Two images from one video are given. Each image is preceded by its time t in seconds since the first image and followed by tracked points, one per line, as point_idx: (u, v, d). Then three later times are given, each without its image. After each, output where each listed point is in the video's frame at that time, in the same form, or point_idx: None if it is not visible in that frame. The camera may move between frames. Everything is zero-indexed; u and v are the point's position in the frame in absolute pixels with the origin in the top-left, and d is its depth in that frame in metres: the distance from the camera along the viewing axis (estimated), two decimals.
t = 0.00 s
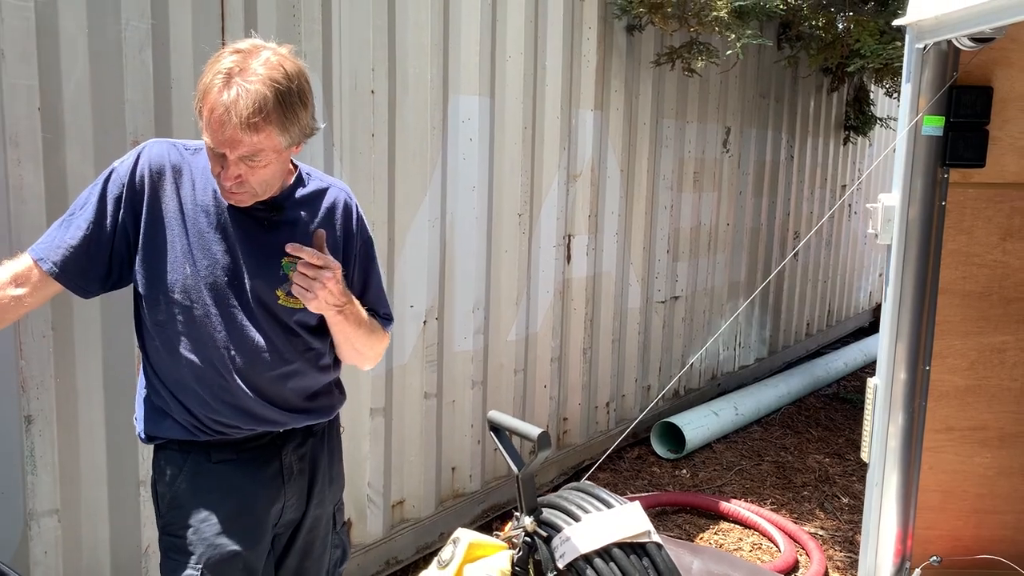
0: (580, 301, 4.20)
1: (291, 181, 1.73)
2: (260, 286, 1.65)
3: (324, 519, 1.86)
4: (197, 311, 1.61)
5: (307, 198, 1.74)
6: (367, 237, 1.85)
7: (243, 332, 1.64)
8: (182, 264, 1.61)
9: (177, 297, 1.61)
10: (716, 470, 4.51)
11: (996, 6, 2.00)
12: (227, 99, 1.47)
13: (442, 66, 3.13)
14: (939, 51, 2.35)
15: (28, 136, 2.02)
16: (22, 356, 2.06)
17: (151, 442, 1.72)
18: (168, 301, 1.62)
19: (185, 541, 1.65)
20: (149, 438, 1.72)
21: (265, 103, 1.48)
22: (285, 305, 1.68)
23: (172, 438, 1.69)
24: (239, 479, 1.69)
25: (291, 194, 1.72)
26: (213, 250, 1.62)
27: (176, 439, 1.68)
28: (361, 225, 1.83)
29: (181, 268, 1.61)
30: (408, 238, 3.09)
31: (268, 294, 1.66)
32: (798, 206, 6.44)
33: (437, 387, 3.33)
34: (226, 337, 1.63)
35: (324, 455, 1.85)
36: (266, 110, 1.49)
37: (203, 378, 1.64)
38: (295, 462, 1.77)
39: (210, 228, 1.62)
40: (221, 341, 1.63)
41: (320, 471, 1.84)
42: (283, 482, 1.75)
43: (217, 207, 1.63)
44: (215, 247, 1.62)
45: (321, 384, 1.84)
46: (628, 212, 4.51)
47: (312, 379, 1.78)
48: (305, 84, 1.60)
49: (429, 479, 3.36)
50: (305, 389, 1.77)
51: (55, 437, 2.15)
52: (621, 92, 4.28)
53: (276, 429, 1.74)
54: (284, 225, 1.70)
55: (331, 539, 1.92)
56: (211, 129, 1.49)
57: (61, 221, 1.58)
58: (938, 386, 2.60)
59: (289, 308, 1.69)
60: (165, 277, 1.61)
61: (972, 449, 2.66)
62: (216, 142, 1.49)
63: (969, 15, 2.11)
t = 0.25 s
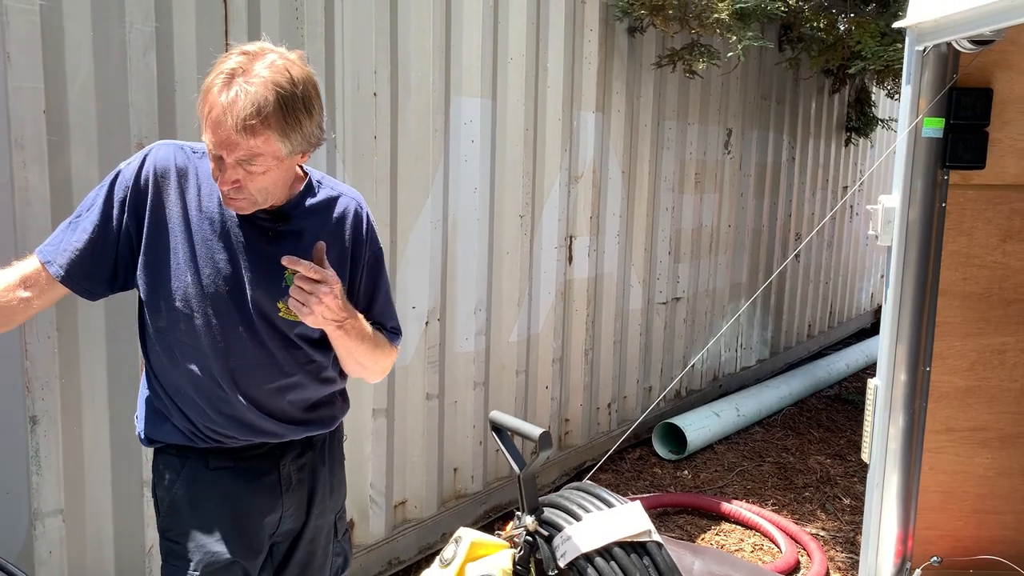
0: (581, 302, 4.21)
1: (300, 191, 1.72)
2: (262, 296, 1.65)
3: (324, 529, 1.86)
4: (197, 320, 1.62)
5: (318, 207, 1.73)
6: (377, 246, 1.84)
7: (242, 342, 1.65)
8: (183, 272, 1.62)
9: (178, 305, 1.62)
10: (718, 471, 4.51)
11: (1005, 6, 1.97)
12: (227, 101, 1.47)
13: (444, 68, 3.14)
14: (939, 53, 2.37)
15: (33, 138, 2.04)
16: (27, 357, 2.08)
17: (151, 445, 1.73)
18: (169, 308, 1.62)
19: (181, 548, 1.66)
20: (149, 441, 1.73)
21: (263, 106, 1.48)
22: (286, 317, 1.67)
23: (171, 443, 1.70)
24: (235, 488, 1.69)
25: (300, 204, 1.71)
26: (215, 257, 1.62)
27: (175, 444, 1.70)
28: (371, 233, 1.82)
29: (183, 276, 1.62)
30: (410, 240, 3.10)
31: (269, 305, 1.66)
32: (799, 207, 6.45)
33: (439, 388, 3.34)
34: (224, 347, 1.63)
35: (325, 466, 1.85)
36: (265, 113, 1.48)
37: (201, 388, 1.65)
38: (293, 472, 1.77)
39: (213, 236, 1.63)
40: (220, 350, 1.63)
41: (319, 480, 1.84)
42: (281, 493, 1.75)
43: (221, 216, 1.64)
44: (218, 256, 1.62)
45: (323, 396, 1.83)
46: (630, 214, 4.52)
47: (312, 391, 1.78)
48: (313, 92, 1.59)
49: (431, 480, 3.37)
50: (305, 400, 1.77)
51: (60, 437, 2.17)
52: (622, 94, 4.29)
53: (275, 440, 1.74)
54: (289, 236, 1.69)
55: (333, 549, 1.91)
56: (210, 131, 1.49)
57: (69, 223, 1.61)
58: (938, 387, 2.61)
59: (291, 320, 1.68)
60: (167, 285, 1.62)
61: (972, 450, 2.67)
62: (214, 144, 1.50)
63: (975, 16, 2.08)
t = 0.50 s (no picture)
0: (584, 303, 4.22)
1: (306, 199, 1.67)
2: (263, 307, 1.63)
3: (329, 537, 1.86)
4: (197, 329, 1.62)
5: (321, 214, 1.67)
6: (388, 254, 1.76)
7: (241, 352, 1.65)
8: (183, 282, 1.62)
9: (178, 314, 1.63)
10: (721, 472, 4.52)
11: (1008, 6, 1.96)
12: (215, 91, 1.45)
13: (447, 69, 3.15)
14: (941, 54, 2.37)
15: (38, 140, 2.05)
16: (33, 357, 2.09)
17: (156, 447, 1.76)
18: (170, 316, 1.63)
19: (179, 550, 1.71)
20: (154, 443, 1.76)
21: (249, 99, 1.45)
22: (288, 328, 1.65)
23: (174, 447, 1.73)
24: (236, 496, 1.70)
25: (305, 212, 1.65)
26: (217, 266, 1.61)
27: (178, 447, 1.72)
28: (381, 240, 1.74)
29: (183, 285, 1.62)
30: (413, 241, 3.11)
31: (269, 317, 1.64)
32: (802, 208, 6.45)
33: (442, 388, 3.35)
34: (225, 358, 1.64)
35: (329, 476, 1.84)
36: (251, 107, 1.45)
37: (201, 398, 1.66)
38: (296, 481, 1.77)
39: (214, 244, 1.62)
40: (219, 360, 1.63)
41: (324, 488, 1.83)
42: (284, 502, 1.75)
43: (221, 224, 1.62)
44: (219, 264, 1.61)
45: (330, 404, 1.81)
46: (632, 214, 4.53)
47: (316, 401, 1.76)
48: (312, 93, 1.55)
49: (434, 480, 3.38)
50: (308, 410, 1.75)
51: (65, 436, 2.18)
52: (625, 95, 4.30)
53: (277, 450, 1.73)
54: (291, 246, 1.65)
55: (338, 556, 1.90)
56: (196, 124, 1.48)
57: (74, 227, 1.63)
58: (940, 387, 2.62)
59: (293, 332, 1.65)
60: (167, 293, 1.63)
61: (974, 450, 2.67)
62: (201, 137, 1.48)
63: (978, 16, 2.08)
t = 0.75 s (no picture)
0: (588, 303, 4.23)
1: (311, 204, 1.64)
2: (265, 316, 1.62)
3: (340, 542, 1.84)
4: (198, 338, 1.63)
5: (325, 219, 1.63)
6: (398, 258, 1.69)
7: (242, 360, 1.65)
8: (183, 290, 1.62)
9: (180, 321, 1.64)
10: (725, 473, 4.52)
11: (1011, 6, 1.97)
12: (207, 91, 1.43)
13: (452, 70, 3.17)
14: (945, 55, 2.38)
15: (47, 140, 2.07)
16: (41, 355, 2.11)
17: (166, 448, 1.79)
18: (173, 322, 1.64)
19: (185, 554, 1.73)
20: (164, 444, 1.79)
21: (242, 100, 1.42)
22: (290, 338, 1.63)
23: (182, 448, 1.75)
24: (242, 500, 1.70)
25: (308, 217, 1.63)
26: (218, 274, 1.61)
27: (186, 449, 1.74)
28: (391, 243, 1.68)
29: (184, 292, 1.62)
30: (418, 241, 3.12)
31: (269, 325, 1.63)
32: (807, 209, 6.45)
33: (446, 388, 3.36)
34: (227, 367, 1.64)
35: (339, 481, 1.81)
36: (245, 108, 1.42)
37: (205, 405, 1.67)
38: (305, 487, 1.75)
39: (214, 252, 1.61)
40: (220, 368, 1.64)
41: (333, 495, 1.80)
42: (291, 508, 1.74)
43: (221, 232, 1.61)
44: (220, 271, 1.61)
45: (339, 411, 1.79)
46: (637, 215, 4.54)
47: (323, 408, 1.74)
48: (310, 94, 1.51)
49: (439, 479, 3.39)
50: (313, 418, 1.74)
51: (73, 434, 2.20)
52: (630, 96, 4.31)
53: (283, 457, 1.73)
54: (293, 254, 1.63)
55: (350, 561, 1.88)
56: (189, 126, 1.46)
57: (80, 230, 1.65)
58: (945, 387, 2.62)
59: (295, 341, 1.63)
60: (169, 300, 1.64)
61: (979, 450, 2.68)
62: (194, 139, 1.46)
63: (982, 16, 2.08)
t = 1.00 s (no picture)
0: (594, 304, 4.24)
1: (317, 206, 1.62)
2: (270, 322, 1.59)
3: (355, 548, 1.81)
4: (202, 342, 1.63)
5: (329, 223, 1.61)
6: (405, 263, 1.65)
7: (247, 365, 1.63)
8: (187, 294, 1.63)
9: (185, 325, 1.65)
10: (731, 473, 4.52)
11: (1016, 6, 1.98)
12: (201, 90, 1.41)
13: (459, 71, 3.19)
14: (950, 55, 2.38)
15: (60, 141, 2.10)
16: (53, 353, 2.14)
17: (180, 447, 1.82)
18: (179, 326, 1.66)
19: (196, 553, 1.75)
20: (178, 444, 1.82)
21: (237, 100, 1.39)
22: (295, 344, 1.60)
23: (194, 448, 1.78)
24: (250, 504, 1.70)
25: (313, 220, 1.61)
26: (222, 277, 1.61)
27: (197, 449, 1.77)
28: (399, 248, 1.64)
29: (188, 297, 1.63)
30: (425, 241, 3.14)
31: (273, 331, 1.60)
32: (812, 210, 6.45)
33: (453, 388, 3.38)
34: (230, 371, 1.63)
35: (352, 488, 1.79)
36: (240, 108, 1.40)
37: (213, 408, 1.68)
38: (315, 492, 1.74)
39: (218, 256, 1.61)
40: (226, 373, 1.64)
41: (344, 501, 1.78)
42: (301, 512, 1.73)
43: (225, 237, 1.60)
44: (224, 275, 1.61)
45: (351, 417, 1.75)
46: (642, 216, 4.55)
47: (332, 414, 1.71)
48: (311, 93, 1.48)
49: (446, 478, 3.41)
50: (322, 426, 1.72)
51: (85, 431, 2.22)
52: (635, 97, 4.32)
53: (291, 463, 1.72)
54: (297, 258, 1.61)
55: (365, 565, 1.86)
56: (184, 127, 1.44)
57: (91, 230, 1.67)
58: (950, 386, 2.63)
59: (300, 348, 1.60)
60: (174, 303, 1.65)
61: (985, 450, 2.68)
62: (188, 140, 1.43)
63: (987, 17, 2.09)
